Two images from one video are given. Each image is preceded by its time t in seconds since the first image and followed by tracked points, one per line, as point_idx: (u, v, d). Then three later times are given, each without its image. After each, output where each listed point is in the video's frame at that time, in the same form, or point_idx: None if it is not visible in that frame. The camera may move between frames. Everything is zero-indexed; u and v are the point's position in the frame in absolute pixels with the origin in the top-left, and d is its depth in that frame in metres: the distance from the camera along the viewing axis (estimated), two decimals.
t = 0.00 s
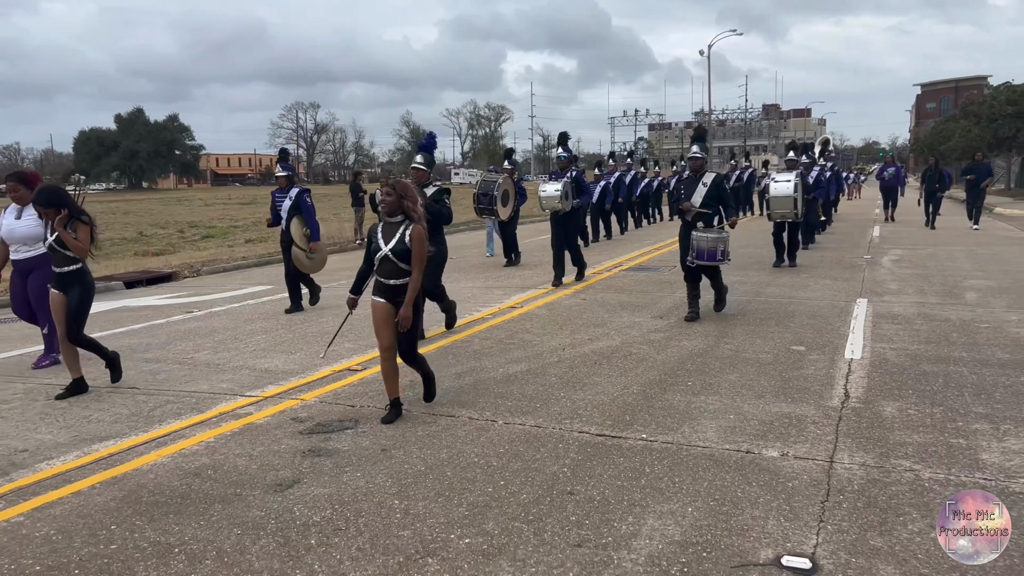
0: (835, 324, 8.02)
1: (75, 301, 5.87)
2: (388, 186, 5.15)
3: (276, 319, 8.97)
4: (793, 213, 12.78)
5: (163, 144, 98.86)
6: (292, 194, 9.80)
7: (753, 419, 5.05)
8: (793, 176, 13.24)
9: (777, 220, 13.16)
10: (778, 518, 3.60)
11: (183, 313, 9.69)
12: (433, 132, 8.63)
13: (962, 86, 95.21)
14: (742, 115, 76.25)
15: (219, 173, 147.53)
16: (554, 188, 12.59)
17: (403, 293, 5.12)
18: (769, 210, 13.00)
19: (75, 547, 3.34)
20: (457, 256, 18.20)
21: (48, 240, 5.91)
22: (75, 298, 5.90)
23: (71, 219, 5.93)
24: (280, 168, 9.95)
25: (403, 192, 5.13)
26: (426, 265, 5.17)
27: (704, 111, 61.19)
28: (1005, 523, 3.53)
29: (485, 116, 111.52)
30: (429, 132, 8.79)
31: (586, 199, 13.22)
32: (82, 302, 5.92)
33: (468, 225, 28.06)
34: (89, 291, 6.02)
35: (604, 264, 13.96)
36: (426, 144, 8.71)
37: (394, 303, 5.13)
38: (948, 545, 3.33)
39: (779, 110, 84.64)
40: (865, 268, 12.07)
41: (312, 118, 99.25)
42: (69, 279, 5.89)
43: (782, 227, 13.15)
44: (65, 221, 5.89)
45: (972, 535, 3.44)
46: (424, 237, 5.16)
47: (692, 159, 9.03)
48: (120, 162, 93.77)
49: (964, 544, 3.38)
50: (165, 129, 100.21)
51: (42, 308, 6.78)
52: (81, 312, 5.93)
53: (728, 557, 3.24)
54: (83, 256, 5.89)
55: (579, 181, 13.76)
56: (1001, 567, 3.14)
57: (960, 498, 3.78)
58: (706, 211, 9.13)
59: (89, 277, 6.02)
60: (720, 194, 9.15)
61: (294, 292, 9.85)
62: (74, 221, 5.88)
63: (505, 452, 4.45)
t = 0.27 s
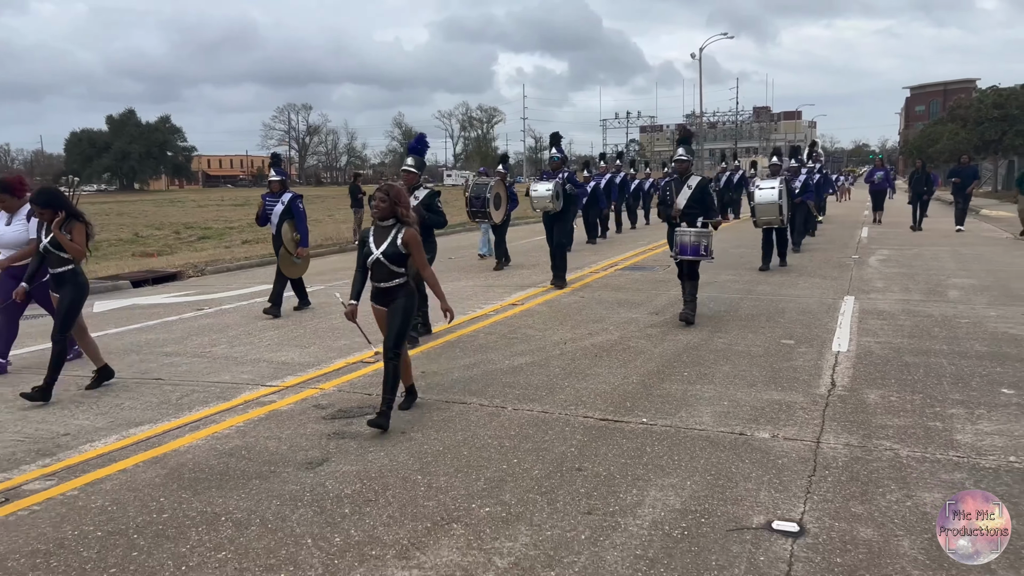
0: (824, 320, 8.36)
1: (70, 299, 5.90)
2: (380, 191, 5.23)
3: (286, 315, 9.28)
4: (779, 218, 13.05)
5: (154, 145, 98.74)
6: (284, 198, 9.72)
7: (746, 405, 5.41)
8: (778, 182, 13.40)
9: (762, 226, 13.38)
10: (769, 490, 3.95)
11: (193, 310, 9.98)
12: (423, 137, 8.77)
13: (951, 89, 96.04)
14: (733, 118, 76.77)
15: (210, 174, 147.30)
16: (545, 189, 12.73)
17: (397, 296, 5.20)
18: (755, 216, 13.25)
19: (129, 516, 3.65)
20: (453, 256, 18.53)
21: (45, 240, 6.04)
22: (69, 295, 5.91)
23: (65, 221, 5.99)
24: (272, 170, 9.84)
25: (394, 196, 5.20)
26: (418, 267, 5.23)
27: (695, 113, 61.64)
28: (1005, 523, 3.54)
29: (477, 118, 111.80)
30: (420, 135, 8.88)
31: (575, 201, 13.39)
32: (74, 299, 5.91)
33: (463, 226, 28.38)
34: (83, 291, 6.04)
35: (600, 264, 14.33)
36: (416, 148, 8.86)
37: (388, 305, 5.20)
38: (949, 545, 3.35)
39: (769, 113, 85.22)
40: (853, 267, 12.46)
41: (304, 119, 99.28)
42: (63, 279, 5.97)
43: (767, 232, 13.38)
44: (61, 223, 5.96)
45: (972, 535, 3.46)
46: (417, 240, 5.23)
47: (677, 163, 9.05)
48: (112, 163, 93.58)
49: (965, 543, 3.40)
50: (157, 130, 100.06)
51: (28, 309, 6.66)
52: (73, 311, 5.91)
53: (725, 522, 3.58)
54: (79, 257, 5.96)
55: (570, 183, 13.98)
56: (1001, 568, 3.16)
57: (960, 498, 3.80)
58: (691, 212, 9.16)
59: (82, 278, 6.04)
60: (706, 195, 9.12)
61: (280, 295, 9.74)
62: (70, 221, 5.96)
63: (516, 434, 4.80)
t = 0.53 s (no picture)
0: (817, 322, 8.66)
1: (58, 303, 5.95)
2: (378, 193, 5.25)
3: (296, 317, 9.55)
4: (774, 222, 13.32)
5: (148, 151, 98.78)
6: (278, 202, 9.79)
7: (744, 399, 5.71)
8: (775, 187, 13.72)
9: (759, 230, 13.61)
10: (768, 472, 4.26)
11: (204, 312, 10.24)
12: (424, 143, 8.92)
13: (942, 99, 96.87)
14: (726, 126, 77.31)
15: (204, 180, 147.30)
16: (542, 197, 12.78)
17: (391, 298, 5.21)
18: (752, 220, 13.51)
19: (175, 495, 3.91)
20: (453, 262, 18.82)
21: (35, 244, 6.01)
22: (56, 301, 5.95)
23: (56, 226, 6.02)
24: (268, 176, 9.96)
25: (393, 198, 5.21)
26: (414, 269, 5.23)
27: (688, 121, 62.10)
28: (1006, 523, 3.62)
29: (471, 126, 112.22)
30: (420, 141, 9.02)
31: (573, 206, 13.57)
32: (62, 304, 5.96)
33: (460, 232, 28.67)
34: (72, 297, 6.06)
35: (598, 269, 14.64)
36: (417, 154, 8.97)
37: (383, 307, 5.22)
38: (949, 546, 3.41)
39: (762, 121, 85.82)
40: (845, 272, 12.79)
41: (299, 126, 99.52)
42: (52, 283, 5.97)
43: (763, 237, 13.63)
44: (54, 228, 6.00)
45: (973, 536, 3.53)
46: (413, 242, 5.23)
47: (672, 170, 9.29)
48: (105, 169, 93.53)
49: (965, 544, 3.46)
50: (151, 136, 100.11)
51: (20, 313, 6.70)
52: (63, 316, 5.99)
53: (728, 500, 3.88)
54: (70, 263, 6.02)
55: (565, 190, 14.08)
56: (998, 555, 3.32)
57: (960, 498, 3.88)
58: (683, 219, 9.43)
59: (71, 284, 6.07)
60: (696, 202, 9.46)
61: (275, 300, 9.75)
62: (63, 228, 6.00)
63: (529, 424, 5.09)
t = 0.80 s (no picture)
0: (804, 317, 8.97)
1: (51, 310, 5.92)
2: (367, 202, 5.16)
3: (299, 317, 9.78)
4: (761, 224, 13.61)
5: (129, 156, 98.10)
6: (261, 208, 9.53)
7: (739, 388, 6.03)
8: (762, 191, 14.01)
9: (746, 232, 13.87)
10: (765, 452, 4.58)
11: (207, 313, 10.45)
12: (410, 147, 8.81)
13: (918, 99, 98.22)
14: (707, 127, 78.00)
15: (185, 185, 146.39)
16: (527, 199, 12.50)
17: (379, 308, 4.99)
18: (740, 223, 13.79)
19: (213, 480, 4.17)
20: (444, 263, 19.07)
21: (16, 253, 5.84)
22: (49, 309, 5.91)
23: (37, 232, 5.87)
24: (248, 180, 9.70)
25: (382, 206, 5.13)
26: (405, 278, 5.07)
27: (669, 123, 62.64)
28: (1005, 522, 3.61)
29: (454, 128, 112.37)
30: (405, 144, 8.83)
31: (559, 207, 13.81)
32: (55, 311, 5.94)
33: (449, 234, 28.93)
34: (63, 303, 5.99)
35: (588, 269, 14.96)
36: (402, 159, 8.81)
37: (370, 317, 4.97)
38: (949, 545, 3.41)
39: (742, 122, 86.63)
40: (829, 269, 13.17)
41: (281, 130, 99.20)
42: (36, 293, 5.82)
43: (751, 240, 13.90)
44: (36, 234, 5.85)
45: (972, 535, 3.52)
46: (404, 250, 5.09)
47: (653, 173, 9.25)
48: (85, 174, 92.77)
49: (964, 543, 3.46)
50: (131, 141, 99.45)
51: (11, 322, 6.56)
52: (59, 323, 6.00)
53: (730, 477, 4.19)
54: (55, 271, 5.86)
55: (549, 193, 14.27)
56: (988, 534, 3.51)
57: (960, 497, 3.87)
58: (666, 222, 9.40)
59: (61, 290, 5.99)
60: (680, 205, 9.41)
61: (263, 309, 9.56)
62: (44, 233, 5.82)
63: (538, 413, 5.38)
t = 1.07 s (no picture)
0: (831, 308, 9.21)
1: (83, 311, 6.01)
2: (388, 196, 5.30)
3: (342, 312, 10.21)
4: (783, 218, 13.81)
5: (156, 158, 99.59)
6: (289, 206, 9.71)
7: (769, 374, 6.32)
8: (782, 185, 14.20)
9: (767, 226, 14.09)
10: (797, 430, 4.91)
11: (253, 309, 10.91)
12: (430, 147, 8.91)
13: (945, 92, 97.13)
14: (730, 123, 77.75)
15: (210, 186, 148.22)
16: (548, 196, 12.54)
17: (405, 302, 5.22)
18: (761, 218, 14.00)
19: (289, 455, 4.57)
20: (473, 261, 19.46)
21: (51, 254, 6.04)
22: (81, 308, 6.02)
23: (71, 231, 6.12)
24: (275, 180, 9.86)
25: (404, 200, 5.28)
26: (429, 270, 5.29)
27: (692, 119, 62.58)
28: (1005, 522, 3.57)
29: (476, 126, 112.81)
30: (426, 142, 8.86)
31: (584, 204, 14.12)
32: (87, 310, 6.03)
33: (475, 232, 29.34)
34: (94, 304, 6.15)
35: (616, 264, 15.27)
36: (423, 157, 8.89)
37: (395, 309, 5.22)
38: (949, 545, 3.38)
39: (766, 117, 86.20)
40: (855, 262, 13.37)
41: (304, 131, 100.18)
42: (72, 291, 6.04)
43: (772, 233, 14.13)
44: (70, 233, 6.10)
45: (972, 535, 3.48)
46: (427, 243, 5.30)
47: (671, 169, 9.31)
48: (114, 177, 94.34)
49: (964, 543, 3.42)
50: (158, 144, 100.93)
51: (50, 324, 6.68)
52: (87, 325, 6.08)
53: (764, 451, 4.52)
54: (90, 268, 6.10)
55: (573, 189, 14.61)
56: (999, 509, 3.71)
57: (960, 497, 3.81)
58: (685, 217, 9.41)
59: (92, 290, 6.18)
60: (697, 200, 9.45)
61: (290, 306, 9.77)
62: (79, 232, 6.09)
63: (580, 397, 5.73)
